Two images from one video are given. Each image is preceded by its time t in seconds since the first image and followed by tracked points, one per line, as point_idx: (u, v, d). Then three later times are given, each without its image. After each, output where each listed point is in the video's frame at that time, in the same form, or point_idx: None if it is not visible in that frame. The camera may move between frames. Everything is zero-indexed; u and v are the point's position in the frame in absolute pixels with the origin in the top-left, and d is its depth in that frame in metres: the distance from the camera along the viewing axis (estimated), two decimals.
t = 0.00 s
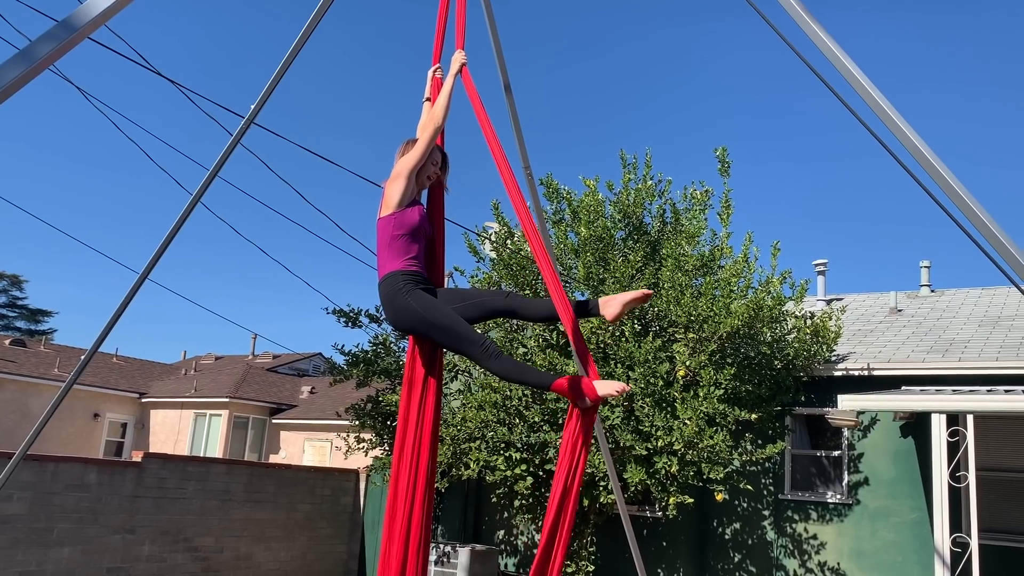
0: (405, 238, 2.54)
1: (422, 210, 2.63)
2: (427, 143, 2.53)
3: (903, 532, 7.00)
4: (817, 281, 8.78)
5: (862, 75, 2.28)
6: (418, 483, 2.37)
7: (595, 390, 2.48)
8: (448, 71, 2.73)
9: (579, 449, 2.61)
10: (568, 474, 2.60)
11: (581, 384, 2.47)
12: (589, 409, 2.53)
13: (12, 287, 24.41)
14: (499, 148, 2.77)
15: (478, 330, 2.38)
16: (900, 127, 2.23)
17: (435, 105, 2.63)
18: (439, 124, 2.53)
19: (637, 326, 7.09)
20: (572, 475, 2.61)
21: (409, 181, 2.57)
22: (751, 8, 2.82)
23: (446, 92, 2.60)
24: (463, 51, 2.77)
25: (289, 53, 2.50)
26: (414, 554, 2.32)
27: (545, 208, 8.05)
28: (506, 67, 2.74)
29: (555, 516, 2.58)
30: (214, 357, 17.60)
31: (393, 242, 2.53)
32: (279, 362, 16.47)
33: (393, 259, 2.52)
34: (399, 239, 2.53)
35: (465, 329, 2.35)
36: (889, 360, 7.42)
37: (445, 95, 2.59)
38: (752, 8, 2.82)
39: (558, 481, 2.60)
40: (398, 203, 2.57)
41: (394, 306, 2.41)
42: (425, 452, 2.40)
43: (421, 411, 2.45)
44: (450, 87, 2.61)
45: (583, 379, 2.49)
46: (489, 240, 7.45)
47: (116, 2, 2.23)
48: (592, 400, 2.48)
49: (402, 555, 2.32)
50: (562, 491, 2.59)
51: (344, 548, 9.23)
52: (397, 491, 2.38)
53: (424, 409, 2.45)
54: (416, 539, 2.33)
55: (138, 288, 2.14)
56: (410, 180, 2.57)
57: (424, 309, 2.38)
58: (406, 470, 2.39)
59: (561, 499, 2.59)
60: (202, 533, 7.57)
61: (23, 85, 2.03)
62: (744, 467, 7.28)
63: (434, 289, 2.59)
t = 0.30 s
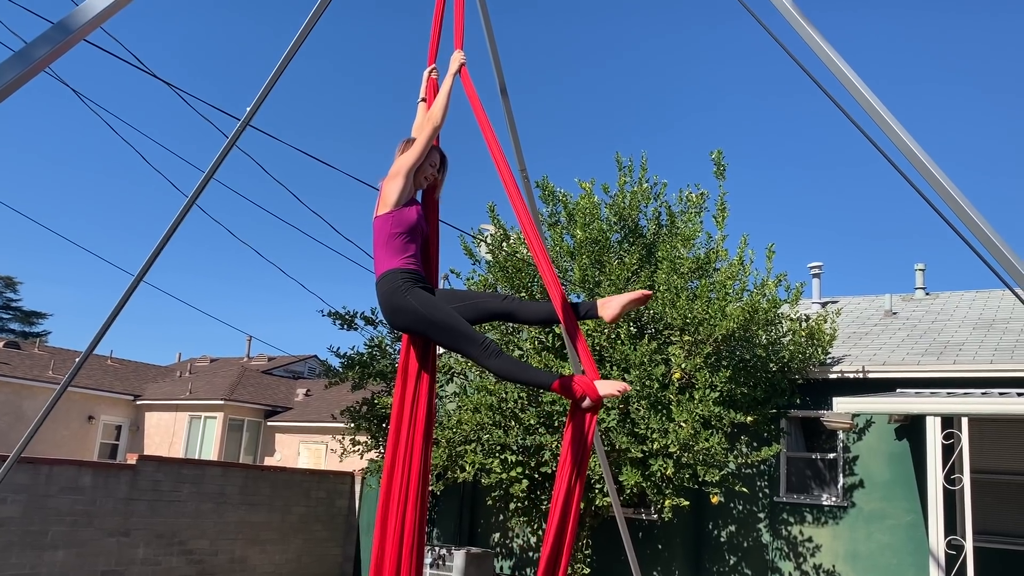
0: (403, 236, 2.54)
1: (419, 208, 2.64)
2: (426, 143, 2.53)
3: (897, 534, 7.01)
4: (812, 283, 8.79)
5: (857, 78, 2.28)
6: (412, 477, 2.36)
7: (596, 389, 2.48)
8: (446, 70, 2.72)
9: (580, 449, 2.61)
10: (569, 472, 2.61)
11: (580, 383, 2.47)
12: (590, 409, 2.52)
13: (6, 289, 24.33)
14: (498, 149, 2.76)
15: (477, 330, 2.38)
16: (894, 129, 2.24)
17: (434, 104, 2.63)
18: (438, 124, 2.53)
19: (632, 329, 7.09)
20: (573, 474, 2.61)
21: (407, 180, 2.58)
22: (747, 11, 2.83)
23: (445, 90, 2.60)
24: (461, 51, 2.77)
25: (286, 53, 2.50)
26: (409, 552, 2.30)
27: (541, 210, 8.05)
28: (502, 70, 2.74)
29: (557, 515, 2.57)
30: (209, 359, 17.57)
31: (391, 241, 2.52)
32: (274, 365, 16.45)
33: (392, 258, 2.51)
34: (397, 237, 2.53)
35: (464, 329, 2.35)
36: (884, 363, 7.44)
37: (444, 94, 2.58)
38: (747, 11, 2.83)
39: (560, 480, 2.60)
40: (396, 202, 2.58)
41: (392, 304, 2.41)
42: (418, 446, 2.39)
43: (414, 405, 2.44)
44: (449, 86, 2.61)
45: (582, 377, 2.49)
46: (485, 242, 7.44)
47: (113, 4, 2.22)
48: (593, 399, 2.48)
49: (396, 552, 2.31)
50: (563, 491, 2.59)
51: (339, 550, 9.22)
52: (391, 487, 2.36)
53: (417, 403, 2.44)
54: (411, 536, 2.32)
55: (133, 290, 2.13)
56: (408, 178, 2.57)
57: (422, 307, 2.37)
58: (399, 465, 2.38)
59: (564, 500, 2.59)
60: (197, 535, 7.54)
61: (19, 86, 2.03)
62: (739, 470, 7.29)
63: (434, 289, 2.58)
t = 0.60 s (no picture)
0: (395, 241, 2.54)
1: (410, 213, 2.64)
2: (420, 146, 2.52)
3: (894, 535, 7.02)
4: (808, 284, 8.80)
5: (853, 81, 2.29)
6: (405, 480, 2.36)
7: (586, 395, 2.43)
8: (440, 74, 2.73)
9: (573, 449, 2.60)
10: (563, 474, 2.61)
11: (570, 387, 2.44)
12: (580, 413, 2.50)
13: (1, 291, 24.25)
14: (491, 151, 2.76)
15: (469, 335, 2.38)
16: (889, 132, 2.24)
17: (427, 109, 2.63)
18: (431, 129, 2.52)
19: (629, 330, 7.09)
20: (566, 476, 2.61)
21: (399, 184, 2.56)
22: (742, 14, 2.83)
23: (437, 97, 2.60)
24: (456, 56, 2.77)
25: (281, 56, 2.49)
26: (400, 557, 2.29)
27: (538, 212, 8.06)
28: (499, 72, 2.74)
29: (548, 518, 2.58)
30: (205, 361, 17.54)
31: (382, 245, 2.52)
32: (271, 366, 16.43)
33: (384, 262, 2.51)
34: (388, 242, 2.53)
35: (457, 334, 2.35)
36: (880, 364, 7.46)
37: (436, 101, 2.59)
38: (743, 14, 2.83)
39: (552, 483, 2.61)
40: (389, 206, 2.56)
41: (384, 307, 2.41)
42: (412, 444, 2.40)
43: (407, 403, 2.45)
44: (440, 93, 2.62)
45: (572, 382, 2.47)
46: (482, 244, 7.44)
47: (109, 5, 2.21)
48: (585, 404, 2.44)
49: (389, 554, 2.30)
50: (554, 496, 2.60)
51: (336, 552, 9.21)
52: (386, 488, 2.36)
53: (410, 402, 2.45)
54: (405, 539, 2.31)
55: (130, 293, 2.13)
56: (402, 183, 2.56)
57: (414, 310, 2.37)
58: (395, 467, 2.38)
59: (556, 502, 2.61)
60: (193, 538, 7.52)
61: (15, 88, 2.02)
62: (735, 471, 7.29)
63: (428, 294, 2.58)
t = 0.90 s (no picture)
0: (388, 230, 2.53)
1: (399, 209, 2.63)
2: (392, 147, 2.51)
3: (892, 532, 7.03)
4: (806, 282, 8.80)
5: (850, 80, 2.28)
6: (399, 468, 2.36)
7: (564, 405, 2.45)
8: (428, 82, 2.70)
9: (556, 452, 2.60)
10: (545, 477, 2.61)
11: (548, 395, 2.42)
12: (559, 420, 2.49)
13: None
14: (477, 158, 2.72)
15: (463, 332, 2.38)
16: (887, 131, 2.24)
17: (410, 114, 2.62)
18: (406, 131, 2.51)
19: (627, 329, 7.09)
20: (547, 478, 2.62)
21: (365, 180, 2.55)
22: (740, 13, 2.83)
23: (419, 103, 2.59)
24: (443, 64, 2.75)
25: (278, 55, 2.49)
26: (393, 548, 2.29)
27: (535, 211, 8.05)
28: (495, 71, 2.73)
29: (531, 518, 2.59)
30: (204, 361, 17.53)
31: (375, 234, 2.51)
32: (269, 366, 16.43)
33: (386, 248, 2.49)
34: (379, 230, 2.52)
35: (451, 329, 2.35)
36: (878, 362, 7.47)
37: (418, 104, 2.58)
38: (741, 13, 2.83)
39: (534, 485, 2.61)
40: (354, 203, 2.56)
41: (383, 291, 2.41)
42: (405, 440, 2.39)
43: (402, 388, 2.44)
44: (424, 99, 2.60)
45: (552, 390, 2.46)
46: (479, 243, 7.44)
47: (103, 5, 2.20)
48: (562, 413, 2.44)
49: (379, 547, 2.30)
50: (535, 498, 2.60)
51: (335, 552, 9.21)
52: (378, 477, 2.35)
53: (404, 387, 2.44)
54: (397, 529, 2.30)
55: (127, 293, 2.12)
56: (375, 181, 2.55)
57: (411, 301, 2.37)
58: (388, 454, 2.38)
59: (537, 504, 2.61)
60: (192, 538, 7.52)
61: (7, 89, 2.02)
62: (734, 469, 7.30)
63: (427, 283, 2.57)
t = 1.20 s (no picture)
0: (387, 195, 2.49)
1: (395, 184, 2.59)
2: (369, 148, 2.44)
3: (892, 526, 7.05)
4: (805, 276, 8.80)
5: (848, 75, 2.27)
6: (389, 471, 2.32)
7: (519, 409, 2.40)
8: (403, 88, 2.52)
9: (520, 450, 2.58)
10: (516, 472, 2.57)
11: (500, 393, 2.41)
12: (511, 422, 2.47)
13: None
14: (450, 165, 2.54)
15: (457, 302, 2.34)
16: (885, 126, 2.23)
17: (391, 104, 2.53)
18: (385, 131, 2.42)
19: (626, 324, 7.07)
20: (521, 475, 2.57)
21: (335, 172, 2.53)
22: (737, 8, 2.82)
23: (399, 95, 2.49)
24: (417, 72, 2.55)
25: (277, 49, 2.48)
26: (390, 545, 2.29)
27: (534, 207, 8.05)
28: (495, 70, 2.68)
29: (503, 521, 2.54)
30: (204, 358, 17.56)
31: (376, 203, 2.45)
32: (269, 363, 16.45)
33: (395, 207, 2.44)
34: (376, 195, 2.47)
35: (446, 298, 2.32)
36: (877, 356, 7.47)
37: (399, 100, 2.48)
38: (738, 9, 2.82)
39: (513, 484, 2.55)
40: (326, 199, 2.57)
41: (388, 244, 2.35)
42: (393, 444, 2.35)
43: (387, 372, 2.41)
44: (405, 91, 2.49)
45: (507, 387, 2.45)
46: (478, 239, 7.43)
47: (101, 3, 2.20)
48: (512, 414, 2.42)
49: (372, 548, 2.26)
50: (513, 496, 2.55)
51: (335, 548, 9.22)
52: (371, 463, 2.31)
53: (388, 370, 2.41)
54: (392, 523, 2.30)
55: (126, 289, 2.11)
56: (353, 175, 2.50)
57: (414, 264, 2.33)
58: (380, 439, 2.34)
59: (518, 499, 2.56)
60: (192, 535, 7.54)
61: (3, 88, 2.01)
62: (733, 464, 7.31)
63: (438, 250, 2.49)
